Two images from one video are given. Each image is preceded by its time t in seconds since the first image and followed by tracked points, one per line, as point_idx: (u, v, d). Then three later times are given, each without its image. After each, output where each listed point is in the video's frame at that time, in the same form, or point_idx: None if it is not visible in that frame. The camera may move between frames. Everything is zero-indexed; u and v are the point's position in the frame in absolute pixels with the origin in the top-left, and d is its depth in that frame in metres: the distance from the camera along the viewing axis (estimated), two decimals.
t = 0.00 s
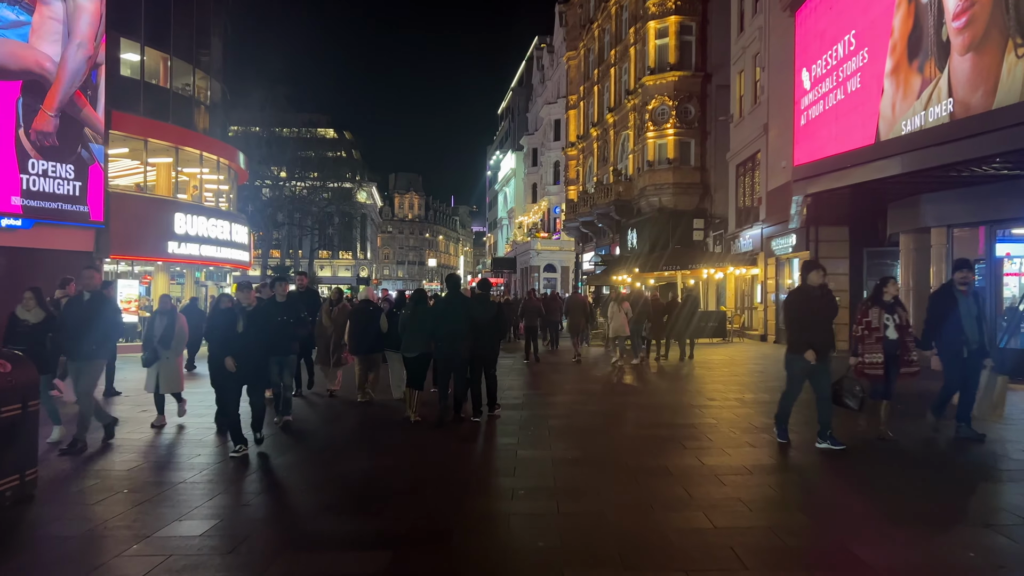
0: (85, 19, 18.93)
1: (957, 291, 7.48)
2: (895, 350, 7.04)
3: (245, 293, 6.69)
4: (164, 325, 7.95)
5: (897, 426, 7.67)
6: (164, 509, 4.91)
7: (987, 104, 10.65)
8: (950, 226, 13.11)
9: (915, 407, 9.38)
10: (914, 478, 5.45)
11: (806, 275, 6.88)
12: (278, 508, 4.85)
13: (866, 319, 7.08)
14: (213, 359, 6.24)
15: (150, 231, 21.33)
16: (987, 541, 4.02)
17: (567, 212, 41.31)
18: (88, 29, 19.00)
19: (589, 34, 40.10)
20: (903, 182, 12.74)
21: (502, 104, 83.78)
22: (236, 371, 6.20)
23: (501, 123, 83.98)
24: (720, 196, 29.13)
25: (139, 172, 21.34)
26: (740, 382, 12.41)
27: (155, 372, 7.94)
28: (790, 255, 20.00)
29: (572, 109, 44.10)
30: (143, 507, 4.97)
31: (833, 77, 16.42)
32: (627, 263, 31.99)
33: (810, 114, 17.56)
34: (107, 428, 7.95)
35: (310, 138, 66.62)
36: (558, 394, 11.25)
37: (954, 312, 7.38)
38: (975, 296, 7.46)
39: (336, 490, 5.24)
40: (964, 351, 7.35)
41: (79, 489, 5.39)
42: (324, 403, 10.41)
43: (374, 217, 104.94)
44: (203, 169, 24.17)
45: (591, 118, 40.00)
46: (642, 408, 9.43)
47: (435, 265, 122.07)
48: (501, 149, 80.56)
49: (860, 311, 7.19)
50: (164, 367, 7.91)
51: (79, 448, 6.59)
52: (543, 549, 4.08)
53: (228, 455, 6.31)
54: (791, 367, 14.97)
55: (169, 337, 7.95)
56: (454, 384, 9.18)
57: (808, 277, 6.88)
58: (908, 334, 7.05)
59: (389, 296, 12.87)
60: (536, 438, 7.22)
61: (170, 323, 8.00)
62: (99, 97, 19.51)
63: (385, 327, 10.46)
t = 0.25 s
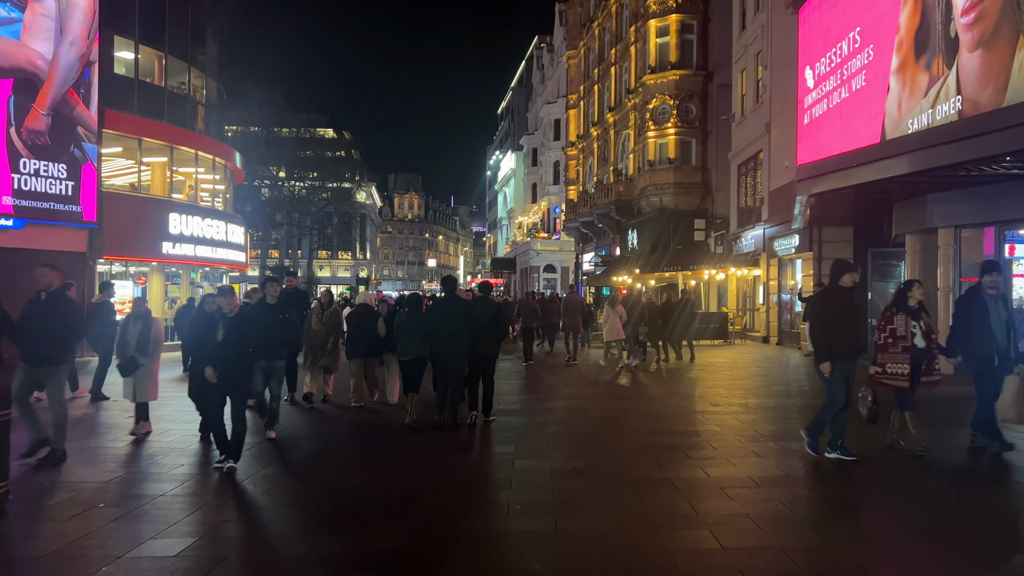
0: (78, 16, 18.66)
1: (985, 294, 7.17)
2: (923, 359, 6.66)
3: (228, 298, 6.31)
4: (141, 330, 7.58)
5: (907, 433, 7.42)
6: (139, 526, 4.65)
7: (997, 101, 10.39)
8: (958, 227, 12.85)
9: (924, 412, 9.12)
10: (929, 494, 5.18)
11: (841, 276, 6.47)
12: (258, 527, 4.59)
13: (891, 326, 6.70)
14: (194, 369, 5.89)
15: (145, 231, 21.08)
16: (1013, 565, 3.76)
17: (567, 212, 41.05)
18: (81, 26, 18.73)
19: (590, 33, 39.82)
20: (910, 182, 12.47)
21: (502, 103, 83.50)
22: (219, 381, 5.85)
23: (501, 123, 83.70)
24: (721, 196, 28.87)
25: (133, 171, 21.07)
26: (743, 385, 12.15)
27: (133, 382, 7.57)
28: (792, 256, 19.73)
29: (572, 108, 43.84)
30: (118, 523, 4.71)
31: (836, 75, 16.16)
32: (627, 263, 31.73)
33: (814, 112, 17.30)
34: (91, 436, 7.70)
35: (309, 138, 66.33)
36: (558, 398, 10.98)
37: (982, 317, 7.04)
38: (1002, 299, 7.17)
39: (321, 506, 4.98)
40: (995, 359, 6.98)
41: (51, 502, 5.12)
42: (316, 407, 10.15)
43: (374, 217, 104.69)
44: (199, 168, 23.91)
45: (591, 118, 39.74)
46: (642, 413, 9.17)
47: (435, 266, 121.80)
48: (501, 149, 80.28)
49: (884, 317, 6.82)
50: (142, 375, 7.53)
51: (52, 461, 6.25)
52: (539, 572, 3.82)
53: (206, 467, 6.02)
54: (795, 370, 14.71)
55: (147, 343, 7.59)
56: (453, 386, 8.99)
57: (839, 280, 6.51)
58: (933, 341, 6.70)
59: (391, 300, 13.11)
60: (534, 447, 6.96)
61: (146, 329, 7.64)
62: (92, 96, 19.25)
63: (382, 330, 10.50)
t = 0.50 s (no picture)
0: (70, 10, 18.40)
1: (1010, 292, 6.91)
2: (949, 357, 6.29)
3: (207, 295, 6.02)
4: (104, 330, 7.29)
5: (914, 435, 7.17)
6: (107, 534, 4.41)
7: (1004, 94, 10.16)
8: (963, 223, 12.60)
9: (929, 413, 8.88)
10: (937, 500, 4.95)
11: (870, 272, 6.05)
12: (230, 535, 4.36)
13: (913, 325, 6.25)
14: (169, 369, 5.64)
15: (138, 228, 20.84)
16: None
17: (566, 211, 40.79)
18: (73, 21, 18.47)
19: (589, 30, 39.56)
20: (913, 176, 12.21)
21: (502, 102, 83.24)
22: (200, 380, 5.60)
23: (501, 122, 83.43)
24: (721, 194, 28.61)
25: (127, 168, 20.83)
26: (742, 385, 11.92)
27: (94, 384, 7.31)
28: (793, 254, 19.48)
29: (572, 107, 43.57)
30: (86, 529, 4.48)
31: (838, 70, 15.92)
32: (627, 262, 31.49)
33: (815, 108, 17.07)
34: (69, 436, 7.48)
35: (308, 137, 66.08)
36: (554, 398, 10.74)
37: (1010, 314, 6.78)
38: None
39: (300, 512, 4.74)
40: None
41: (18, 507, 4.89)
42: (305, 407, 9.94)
43: (374, 217, 104.43)
44: (193, 166, 23.67)
45: (591, 116, 39.49)
46: (639, 413, 8.93)
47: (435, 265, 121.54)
48: (501, 148, 80.02)
49: (905, 316, 6.38)
50: (104, 378, 7.30)
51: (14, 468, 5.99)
52: None
53: (182, 472, 5.78)
54: (795, 370, 14.48)
55: (109, 343, 7.31)
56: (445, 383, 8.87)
57: (868, 276, 6.10)
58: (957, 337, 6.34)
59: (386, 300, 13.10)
60: (527, 448, 6.72)
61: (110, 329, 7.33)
62: (84, 91, 19.00)
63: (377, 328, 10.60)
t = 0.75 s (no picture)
0: (63, 6, 18.08)
1: None
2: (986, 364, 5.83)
3: (184, 296, 5.65)
4: (69, 333, 6.81)
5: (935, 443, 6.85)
6: (76, 554, 4.11)
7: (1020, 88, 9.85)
8: (975, 223, 12.28)
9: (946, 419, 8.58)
10: (961, 515, 4.67)
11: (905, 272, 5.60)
12: (210, 554, 4.09)
13: (945, 329, 5.75)
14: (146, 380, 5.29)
15: (133, 228, 20.54)
16: None
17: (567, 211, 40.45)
18: (66, 17, 18.16)
19: (590, 29, 39.24)
20: (923, 175, 11.91)
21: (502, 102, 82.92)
22: (179, 366, 5.28)
23: (502, 121, 83.10)
24: (724, 193, 28.31)
25: (121, 167, 20.52)
26: (747, 388, 11.64)
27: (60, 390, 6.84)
28: (798, 254, 19.21)
29: (573, 106, 43.26)
30: (52, 549, 4.17)
31: (844, 67, 15.63)
32: (628, 262, 31.18)
33: (821, 105, 16.78)
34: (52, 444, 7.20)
35: (308, 137, 65.76)
36: (555, 402, 10.46)
37: None
38: None
39: (284, 530, 4.44)
40: None
41: None
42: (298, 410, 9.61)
43: (374, 217, 104.14)
44: (189, 164, 23.40)
45: (592, 115, 39.17)
46: (643, 418, 8.65)
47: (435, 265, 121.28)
48: (501, 147, 79.71)
49: (934, 319, 5.86)
50: (68, 381, 6.78)
51: None
52: None
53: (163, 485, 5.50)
54: (801, 372, 14.20)
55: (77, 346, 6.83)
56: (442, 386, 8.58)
57: (905, 276, 5.62)
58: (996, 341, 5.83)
59: (387, 300, 12.95)
60: (527, 457, 6.44)
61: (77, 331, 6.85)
62: (78, 89, 18.72)
63: (377, 329, 10.36)
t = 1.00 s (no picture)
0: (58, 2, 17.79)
1: None
2: None
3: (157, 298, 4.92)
4: (29, 338, 6.48)
5: (957, 449, 6.59)
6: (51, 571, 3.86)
7: None
8: (990, 221, 12.11)
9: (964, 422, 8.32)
10: (996, 527, 4.40)
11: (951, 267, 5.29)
12: (196, 571, 3.81)
13: (989, 332, 5.38)
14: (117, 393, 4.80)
15: (130, 227, 20.30)
16: None
17: (569, 211, 40.17)
18: (61, 12, 17.87)
19: (592, 27, 38.98)
20: (936, 171, 11.62)
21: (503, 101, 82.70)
22: (155, 373, 4.85)
23: (503, 121, 82.86)
24: (728, 192, 28.06)
25: (117, 165, 20.26)
26: (756, 391, 11.38)
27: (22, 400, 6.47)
28: (804, 254, 18.96)
29: (575, 105, 43.01)
30: (26, 565, 3.92)
31: (852, 63, 15.38)
32: (631, 262, 30.93)
33: (828, 103, 16.53)
34: (38, 450, 6.92)
35: (308, 137, 65.51)
36: (560, 404, 10.19)
37: None
38: None
39: (274, 544, 4.19)
40: None
41: None
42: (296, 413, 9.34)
43: (375, 217, 103.92)
44: (188, 163, 23.17)
45: (594, 114, 38.91)
46: (650, 421, 8.40)
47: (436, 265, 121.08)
48: (502, 147, 79.47)
49: (979, 322, 5.51)
50: (29, 392, 6.44)
51: None
52: None
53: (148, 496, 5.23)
54: (810, 374, 13.91)
55: (37, 352, 6.49)
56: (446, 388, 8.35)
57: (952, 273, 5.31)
58: None
59: (385, 299, 12.80)
60: (531, 463, 6.19)
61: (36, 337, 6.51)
62: (74, 86, 18.46)
63: (378, 330, 10.15)
